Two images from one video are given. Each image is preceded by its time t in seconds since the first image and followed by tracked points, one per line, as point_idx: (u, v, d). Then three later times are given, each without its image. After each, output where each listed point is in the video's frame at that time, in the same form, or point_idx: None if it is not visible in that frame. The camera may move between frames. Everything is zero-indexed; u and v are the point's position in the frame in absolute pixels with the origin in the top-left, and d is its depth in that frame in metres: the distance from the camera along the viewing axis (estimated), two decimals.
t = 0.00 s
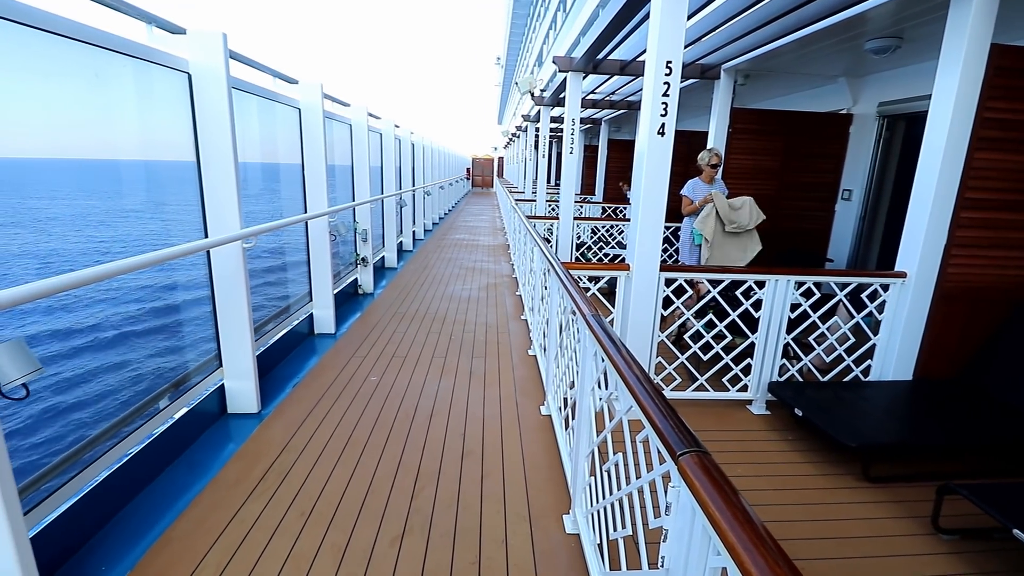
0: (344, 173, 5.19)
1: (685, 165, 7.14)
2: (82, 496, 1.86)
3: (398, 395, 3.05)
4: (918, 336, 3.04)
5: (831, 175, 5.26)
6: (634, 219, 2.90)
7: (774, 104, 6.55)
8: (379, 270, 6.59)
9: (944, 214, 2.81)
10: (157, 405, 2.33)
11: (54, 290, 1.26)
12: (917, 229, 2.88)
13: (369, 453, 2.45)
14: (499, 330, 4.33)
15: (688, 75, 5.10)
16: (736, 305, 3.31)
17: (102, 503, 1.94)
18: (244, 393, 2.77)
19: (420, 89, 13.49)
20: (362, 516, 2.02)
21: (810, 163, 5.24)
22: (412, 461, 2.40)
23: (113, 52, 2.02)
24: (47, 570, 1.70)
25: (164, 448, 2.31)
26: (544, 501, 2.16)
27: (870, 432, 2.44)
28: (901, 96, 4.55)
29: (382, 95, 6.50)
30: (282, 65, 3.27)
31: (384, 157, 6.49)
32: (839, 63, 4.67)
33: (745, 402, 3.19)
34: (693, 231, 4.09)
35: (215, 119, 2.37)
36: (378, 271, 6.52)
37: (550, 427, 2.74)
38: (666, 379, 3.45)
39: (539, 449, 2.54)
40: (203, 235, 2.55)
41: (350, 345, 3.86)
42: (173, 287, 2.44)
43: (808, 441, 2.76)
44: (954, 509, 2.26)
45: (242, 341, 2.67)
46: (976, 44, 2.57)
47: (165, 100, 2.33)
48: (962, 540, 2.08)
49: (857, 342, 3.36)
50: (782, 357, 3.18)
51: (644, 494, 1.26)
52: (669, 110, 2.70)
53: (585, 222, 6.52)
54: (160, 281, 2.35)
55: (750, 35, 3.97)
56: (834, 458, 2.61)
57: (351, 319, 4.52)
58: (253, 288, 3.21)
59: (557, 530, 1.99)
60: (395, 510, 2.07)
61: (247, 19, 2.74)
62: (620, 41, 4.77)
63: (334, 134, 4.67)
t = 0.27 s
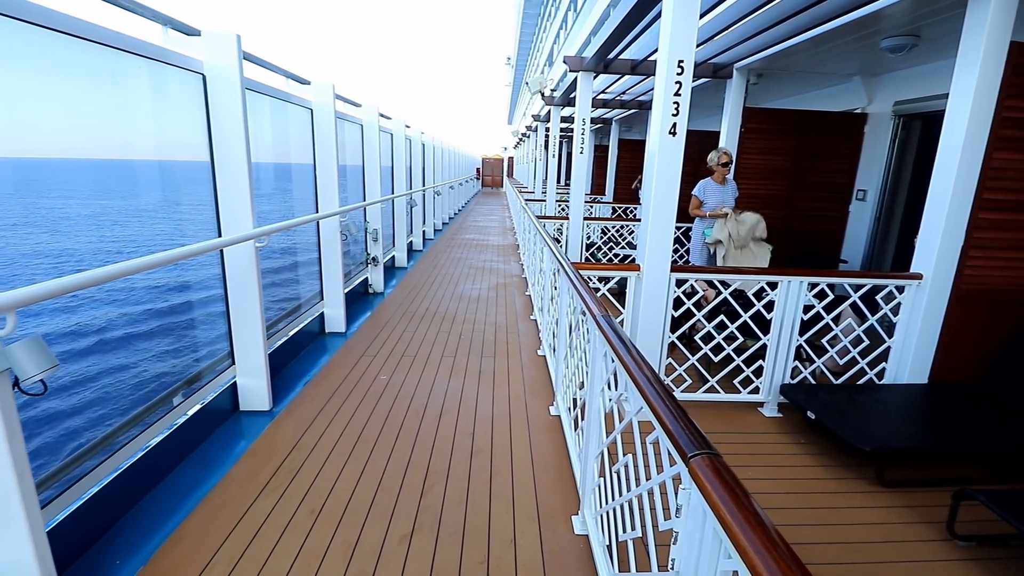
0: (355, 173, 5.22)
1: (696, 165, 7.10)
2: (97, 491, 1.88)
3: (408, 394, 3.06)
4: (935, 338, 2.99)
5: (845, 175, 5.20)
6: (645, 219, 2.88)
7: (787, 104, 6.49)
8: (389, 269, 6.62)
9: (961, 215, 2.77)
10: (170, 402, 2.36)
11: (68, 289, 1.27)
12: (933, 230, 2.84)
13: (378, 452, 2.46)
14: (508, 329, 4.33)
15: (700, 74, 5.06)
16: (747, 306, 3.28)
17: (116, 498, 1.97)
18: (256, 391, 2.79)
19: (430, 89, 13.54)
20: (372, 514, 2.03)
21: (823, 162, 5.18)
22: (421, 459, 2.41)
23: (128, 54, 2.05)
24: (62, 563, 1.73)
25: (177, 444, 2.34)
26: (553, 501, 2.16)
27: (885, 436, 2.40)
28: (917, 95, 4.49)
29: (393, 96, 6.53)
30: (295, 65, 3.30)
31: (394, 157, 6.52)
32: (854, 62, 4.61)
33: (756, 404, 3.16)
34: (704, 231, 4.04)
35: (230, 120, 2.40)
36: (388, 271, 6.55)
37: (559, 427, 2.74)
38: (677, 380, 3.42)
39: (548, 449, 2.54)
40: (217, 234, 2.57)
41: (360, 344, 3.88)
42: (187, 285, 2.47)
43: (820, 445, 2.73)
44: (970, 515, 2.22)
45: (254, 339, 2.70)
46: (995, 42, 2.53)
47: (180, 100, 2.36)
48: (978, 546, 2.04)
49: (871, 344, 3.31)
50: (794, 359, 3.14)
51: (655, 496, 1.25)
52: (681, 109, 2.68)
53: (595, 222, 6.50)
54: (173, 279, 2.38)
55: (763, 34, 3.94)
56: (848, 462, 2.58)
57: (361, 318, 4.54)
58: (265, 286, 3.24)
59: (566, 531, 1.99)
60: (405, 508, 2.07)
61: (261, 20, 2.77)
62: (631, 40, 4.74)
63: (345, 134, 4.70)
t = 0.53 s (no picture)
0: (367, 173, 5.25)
1: (709, 165, 7.04)
2: (113, 486, 1.91)
3: (418, 393, 3.08)
4: (954, 342, 2.94)
5: (861, 175, 5.12)
6: (657, 219, 2.86)
7: (802, 103, 6.41)
8: (401, 269, 6.65)
9: (981, 216, 2.71)
10: (185, 399, 2.39)
11: (84, 288, 1.29)
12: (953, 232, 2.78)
13: (389, 450, 2.47)
14: (519, 329, 4.33)
15: (714, 74, 5.02)
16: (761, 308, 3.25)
17: (133, 493, 2.00)
18: (269, 388, 2.82)
19: (442, 90, 13.59)
20: (382, 512, 2.05)
21: (839, 163, 5.11)
22: (432, 458, 2.42)
23: (146, 55, 2.08)
24: (80, 555, 1.76)
25: (192, 440, 2.37)
26: (563, 502, 2.15)
27: (901, 440, 2.36)
28: (936, 94, 4.41)
29: (405, 96, 6.56)
30: (309, 66, 3.33)
31: (406, 157, 6.54)
32: (871, 60, 4.54)
33: (769, 407, 3.13)
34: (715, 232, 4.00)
35: (244, 120, 2.42)
36: (399, 270, 6.58)
37: (570, 428, 2.73)
38: (688, 382, 3.40)
39: (558, 449, 2.53)
40: (231, 234, 2.60)
41: (371, 343, 3.90)
42: (203, 283, 2.50)
43: (835, 449, 2.69)
44: (989, 522, 2.18)
45: (267, 337, 2.72)
46: (1018, 39, 2.47)
47: (197, 101, 2.39)
48: (996, 554, 2.00)
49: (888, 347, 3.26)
50: (809, 362, 3.10)
51: (666, 498, 1.24)
52: (694, 109, 2.66)
53: (606, 222, 6.47)
54: (189, 278, 2.41)
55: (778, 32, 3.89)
56: (862, 467, 2.54)
57: (372, 318, 4.57)
58: (279, 285, 3.27)
59: (576, 532, 1.99)
60: (415, 506, 2.09)
61: (275, 21, 2.79)
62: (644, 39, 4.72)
63: (358, 135, 4.73)
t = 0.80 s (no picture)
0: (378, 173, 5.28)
1: (721, 166, 6.99)
2: (128, 481, 1.94)
3: (428, 392, 3.09)
4: (970, 345, 2.89)
5: (876, 176, 5.06)
6: (668, 219, 2.84)
7: (815, 102, 6.34)
8: (411, 268, 6.68)
9: (1000, 217, 2.66)
10: (199, 396, 2.41)
11: (99, 287, 1.31)
12: (970, 233, 2.74)
13: (398, 449, 2.48)
14: (528, 329, 4.33)
15: (726, 73, 4.98)
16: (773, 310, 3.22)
17: (147, 489, 2.03)
18: (281, 386, 2.85)
19: (452, 90, 13.65)
20: (392, 510, 2.06)
21: (853, 163, 5.05)
22: (441, 457, 2.42)
23: (162, 57, 2.11)
24: (96, 549, 1.79)
25: (205, 437, 2.40)
26: (572, 503, 2.15)
27: (917, 445, 2.33)
28: (953, 93, 4.34)
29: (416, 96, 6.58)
30: (321, 67, 3.35)
31: (417, 157, 6.57)
32: (886, 59, 4.48)
33: (781, 409, 3.10)
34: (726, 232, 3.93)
35: (258, 121, 2.45)
36: (409, 270, 6.61)
37: (579, 429, 2.72)
38: (699, 384, 3.38)
39: (568, 450, 2.53)
40: (245, 233, 2.63)
41: (381, 342, 3.92)
42: (216, 282, 2.53)
43: (849, 452, 2.66)
44: (1006, 529, 2.14)
45: (279, 336, 2.75)
46: None
47: (211, 102, 2.42)
48: (1013, 562, 1.96)
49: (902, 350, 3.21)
50: (822, 364, 3.07)
51: (676, 500, 1.24)
52: (706, 108, 2.64)
53: (617, 222, 6.45)
54: (203, 276, 2.44)
55: (791, 31, 3.86)
56: (876, 471, 2.51)
57: (382, 317, 4.59)
58: (291, 284, 3.30)
59: (585, 533, 1.98)
60: (424, 505, 2.09)
61: (288, 23, 2.81)
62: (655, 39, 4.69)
63: (369, 135, 4.75)
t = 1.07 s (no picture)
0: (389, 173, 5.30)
1: (732, 166, 6.94)
2: (143, 476, 1.97)
3: (437, 392, 3.09)
4: (988, 348, 2.84)
5: (891, 176, 4.99)
6: (679, 220, 2.83)
7: (830, 101, 6.26)
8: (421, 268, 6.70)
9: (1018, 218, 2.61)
10: (212, 393, 2.44)
11: (116, 284, 1.33)
12: (988, 234, 2.69)
13: (408, 448, 2.49)
14: (538, 329, 4.32)
15: (739, 72, 4.94)
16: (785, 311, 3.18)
17: (160, 485, 2.06)
18: (292, 385, 2.87)
19: (463, 90, 13.68)
20: (401, 508, 2.07)
21: (868, 163, 4.98)
22: (451, 457, 2.43)
23: (176, 59, 2.13)
24: (110, 543, 1.82)
25: (217, 434, 2.42)
26: (581, 504, 2.14)
27: (933, 449, 2.29)
28: (971, 92, 4.28)
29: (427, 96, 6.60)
30: (333, 68, 3.37)
31: (427, 157, 6.59)
32: (902, 57, 4.41)
33: (793, 412, 3.07)
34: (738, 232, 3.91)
35: (270, 122, 2.48)
36: (419, 269, 6.63)
37: (588, 430, 2.72)
38: (710, 385, 3.35)
39: (577, 451, 2.52)
40: (257, 233, 2.66)
41: (391, 341, 3.94)
42: (229, 281, 2.55)
43: (862, 456, 2.63)
44: None
45: (290, 335, 2.77)
46: None
47: (225, 103, 2.44)
48: None
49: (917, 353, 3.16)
50: (835, 367, 3.03)
51: (686, 502, 1.23)
52: (718, 108, 2.62)
53: (627, 223, 6.42)
54: (216, 275, 2.46)
55: (805, 29, 3.81)
56: (890, 476, 2.47)
57: (392, 316, 4.61)
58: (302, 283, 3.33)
59: (594, 534, 1.97)
60: (433, 504, 2.10)
61: (300, 24, 2.83)
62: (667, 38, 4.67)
63: (380, 135, 4.78)
